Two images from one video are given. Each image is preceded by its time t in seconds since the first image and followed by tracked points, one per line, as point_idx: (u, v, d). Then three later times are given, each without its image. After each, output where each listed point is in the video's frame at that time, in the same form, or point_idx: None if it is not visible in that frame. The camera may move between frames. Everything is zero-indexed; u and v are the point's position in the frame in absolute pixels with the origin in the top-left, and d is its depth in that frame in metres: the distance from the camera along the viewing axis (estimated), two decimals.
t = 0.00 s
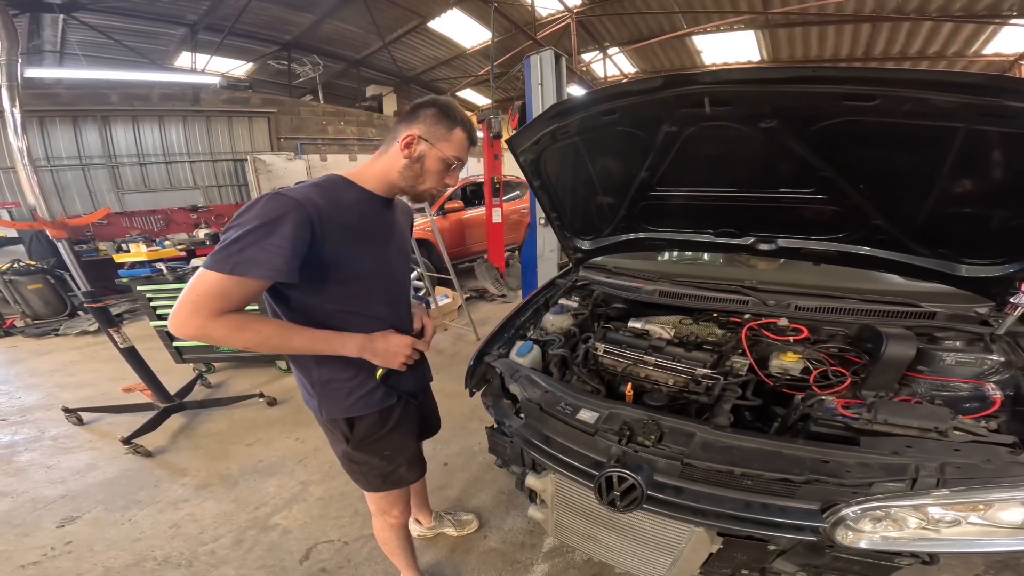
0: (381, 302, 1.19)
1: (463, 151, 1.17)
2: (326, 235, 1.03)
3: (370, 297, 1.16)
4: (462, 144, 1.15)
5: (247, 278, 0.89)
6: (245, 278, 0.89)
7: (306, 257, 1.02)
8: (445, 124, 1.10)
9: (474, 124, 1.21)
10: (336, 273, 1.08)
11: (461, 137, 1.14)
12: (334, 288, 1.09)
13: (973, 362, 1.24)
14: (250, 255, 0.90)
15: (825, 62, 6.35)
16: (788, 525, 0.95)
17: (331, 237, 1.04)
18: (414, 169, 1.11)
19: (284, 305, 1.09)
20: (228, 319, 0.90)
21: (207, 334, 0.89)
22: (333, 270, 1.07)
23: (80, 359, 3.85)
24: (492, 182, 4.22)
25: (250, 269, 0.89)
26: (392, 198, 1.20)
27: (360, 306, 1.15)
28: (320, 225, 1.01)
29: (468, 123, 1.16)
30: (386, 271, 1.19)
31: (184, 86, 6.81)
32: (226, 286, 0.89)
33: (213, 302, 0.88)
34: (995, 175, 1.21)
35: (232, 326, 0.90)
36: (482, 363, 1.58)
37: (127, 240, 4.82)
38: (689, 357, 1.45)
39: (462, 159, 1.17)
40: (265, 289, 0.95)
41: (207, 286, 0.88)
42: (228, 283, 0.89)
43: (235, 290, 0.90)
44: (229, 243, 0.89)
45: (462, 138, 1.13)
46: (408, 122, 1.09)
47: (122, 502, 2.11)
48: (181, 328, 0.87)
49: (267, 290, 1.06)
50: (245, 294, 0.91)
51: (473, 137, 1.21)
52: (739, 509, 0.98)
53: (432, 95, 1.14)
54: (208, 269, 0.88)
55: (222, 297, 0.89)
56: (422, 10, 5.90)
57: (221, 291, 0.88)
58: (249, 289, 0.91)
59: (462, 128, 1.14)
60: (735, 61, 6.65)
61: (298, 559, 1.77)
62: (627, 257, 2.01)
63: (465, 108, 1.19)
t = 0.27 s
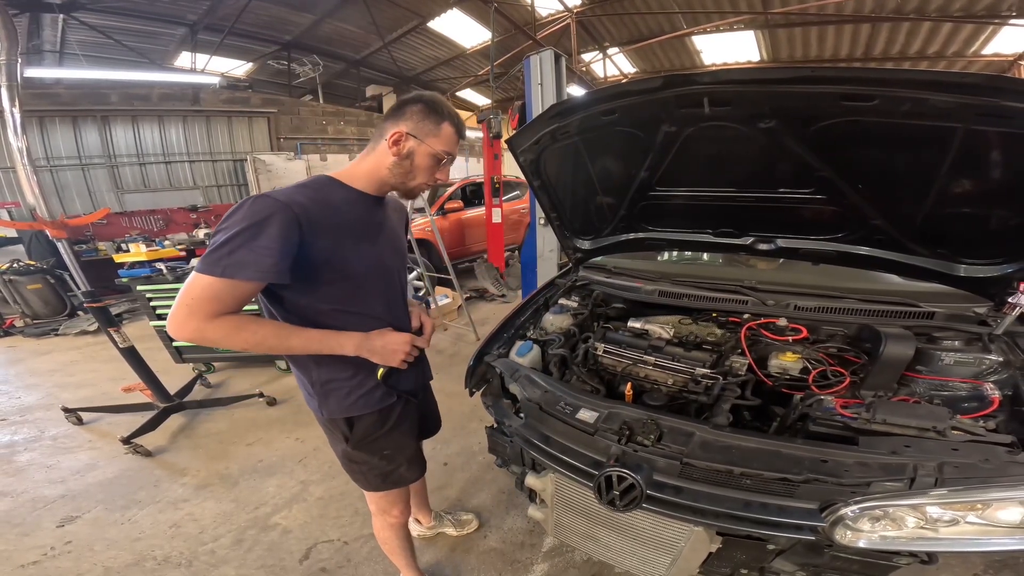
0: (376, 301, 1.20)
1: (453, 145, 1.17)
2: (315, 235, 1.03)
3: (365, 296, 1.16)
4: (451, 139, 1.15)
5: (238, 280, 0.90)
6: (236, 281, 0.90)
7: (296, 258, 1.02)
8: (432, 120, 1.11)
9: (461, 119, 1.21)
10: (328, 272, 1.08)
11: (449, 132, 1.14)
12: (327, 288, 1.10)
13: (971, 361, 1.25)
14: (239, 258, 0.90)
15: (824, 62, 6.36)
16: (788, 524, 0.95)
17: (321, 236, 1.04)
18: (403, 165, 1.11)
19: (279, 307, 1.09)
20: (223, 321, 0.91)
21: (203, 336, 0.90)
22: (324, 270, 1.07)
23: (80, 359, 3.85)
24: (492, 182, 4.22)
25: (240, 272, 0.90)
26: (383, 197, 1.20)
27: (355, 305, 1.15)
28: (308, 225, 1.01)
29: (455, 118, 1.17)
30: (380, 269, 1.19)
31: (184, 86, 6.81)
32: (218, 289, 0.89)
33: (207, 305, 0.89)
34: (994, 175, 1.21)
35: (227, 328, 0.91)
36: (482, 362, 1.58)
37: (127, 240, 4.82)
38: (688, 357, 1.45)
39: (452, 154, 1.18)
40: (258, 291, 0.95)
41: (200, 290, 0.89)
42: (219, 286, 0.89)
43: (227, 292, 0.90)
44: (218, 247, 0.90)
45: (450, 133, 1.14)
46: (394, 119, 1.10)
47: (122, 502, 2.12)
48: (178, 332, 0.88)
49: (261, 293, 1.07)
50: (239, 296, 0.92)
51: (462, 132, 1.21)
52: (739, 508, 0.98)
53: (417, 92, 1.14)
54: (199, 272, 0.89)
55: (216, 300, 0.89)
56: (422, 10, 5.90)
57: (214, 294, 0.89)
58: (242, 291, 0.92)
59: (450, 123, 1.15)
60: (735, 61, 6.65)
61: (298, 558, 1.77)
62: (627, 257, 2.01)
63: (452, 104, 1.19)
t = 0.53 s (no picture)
0: (375, 300, 1.20)
1: (447, 143, 1.17)
2: (312, 235, 1.03)
3: (364, 295, 1.16)
4: (446, 137, 1.15)
5: (236, 281, 0.90)
6: (234, 282, 0.90)
7: (294, 259, 1.03)
8: (425, 118, 1.11)
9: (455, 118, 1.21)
10: (325, 272, 1.08)
11: (443, 130, 1.15)
12: (326, 288, 1.10)
13: (970, 361, 1.25)
14: (236, 260, 0.91)
15: (824, 62, 6.36)
16: (787, 524, 0.95)
17: (317, 236, 1.04)
18: (398, 164, 1.11)
19: (278, 308, 1.10)
20: (223, 323, 0.91)
21: (204, 338, 0.90)
22: (322, 270, 1.07)
23: (80, 359, 3.85)
24: (492, 182, 4.23)
25: (238, 273, 0.90)
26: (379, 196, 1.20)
27: (354, 304, 1.15)
28: (303, 226, 1.01)
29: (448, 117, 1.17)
30: (379, 269, 1.19)
31: (184, 86, 6.81)
32: (217, 291, 0.89)
33: (206, 307, 0.89)
34: (993, 175, 1.21)
35: (227, 330, 0.91)
36: (482, 363, 1.58)
37: (127, 240, 4.83)
38: (688, 357, 1.46)
39: (447, 152, 1.18)
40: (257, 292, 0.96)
41: (199, 292, 0.89)
42: (218, 288, 0.89)
43: (226, 293, 0.90)
44: (215, 249, 0.90)
45: (444, 130, 1.14)
46: (387, 119, 1.10)
47: (122, 502, 2.12)
48: (178, 335, 0.89)
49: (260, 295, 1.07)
50: (239, 298, 0.92)
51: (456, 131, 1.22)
52: (738, 508, 0.99)
53: (410, 91, 1.15)
54: (198, 275, 0.89)
55: (216, 301, 0.90)
56: (422, 10, 5.91)
57: (212, 296, 0.89)
58: (240, 293, 0.92)
59: (443, 121, 1.15)
60: (734, 61, 6.66)
61: (298, 558, 1.77)
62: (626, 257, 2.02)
63: (446, 103, 1.19)
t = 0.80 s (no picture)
0: (374, 300, 1.20)
1: (444, 140, 1.16)
2: (310, 235, 1.03)
3: (363, 294, 1.16)
4: (443, 134, 1.14)
5: (234, 281, 0.90)
6: (233, 283, 0.90)
7: (293, 259, 1.03)
8: (420, 115, 1.10)
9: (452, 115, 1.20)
10: (324, 272, 1.08)
11: (439, 127, 1.13)
12: (325, 287, 1.10)
13: (970, 361, 1.25)
14: (234, 260, 0.91)
15: (824, 62, 6.36)
16: (787, 524, 0.95)
17: (315, 236, 1.04)
18: (395, 163, 1.10)
19: (277, 308, 1.10)
20: (222, 322, 0.91)
21: (203, 338, 0.90)
22: (321, 270, 1.08)
23: (81, 359, 3.86)
24: (492, 182, 4.23)
25: (236, 274, 0.90)
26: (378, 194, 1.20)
27: (353, 304, 1.15)
28: (301, 225, 1.01)
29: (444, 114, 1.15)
30: (378, 268, 1.19)
31: (183, 85, 6.81)
32: (216, 291, 0.90)
33: (205, 307, 0.89)
34: (992, 175, 1.21)
35: (226, 330, 0.91)
36: (482, 362, 1.59)
37: (128, 240, 4.83)
38: (688, 357, 1.46)
39: (445, 148, 1.17)
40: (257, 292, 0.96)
41: (199, 292, 0.89)
42: (217, 288, 0.90)
43: (225, 294, 0.91)
44: (213, 250, 0.90)
45: (440, 127, 1.13)
46: (382, 117, 1.09)
47: (123, 502, 2.12)
48: (179, 335, 0.89)
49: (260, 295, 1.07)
50: (238, 298, 0.92)
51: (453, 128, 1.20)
52: (738, 507, 0.99)
53: (406, 89, 1.14)
54: (197, 276, 0.89)
55: (215, 301, 0.90)
56: (422, 10, 5.91)
57: (212, 297, 0.89)
58: (239, 293, 0.92)
59: (439, 118, 1.14)
60: (734, 61, 6.66)
61: (298, 558, 1.77)
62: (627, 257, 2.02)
63: (443, 100, 1.18)
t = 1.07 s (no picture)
0: (373, 300, 1.20)
1: (442, 139, 1.15)
2: (308, 236, 1.03)
3: (361, 295, 1.17)
4: (440, 133, 1.14)
5: (233, 282, 0.90)
6: (231, 283, 0.90)
7: (290, 259, 1.03)
8: (417, 115, 1.09)
9: (450, 114, 1.20)
10: (322, 272, 1.08)
11: (436, 126, 1.13)
12: (322, 287, 1.10)
13: (970, 361, 1.25)
14: (232, 260, 0.91)
15: (824, 62, 6.36)
16: (787, 524, 0.95)
17: (312, 237, 1.04)
18: (393, 162, 1.11)
19: (275, 308, 1.10)
20: (221, 323, 0.91)
21: (201, 338, 0.91)
22: (319, 270, 1.08)
23: (81, 359, 3.85)
24: (492, 182, 4.23)
25: (234, 274, 0.90)
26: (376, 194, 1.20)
27: (351, 304, 1.16)
28: (299, 226, 1.01)
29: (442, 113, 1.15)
30: (376, 268, 1.19)
31: (183, 85, 6.81)
32: (214, 292, 0.90)
33: (204, 308, 0.90)
34: (993, 175, 1.21)
35: (225, 329, 0.91)
36: (482, 362, 1.59)
37: (128, 240, 4.83)
38: (688, 357, 1.46)
39: (443, 147, 1.16)
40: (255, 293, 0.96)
41: (197, 293, 0.89)
42: (215, 288, 0.90)
43: (223, 294, 0.91)
44: (211, 250, 0.90)
45: (438, 126, 1.13)
46: (379, 117, 1.09)
47: (123, 502, 2.12)
48: (177, 335, 0.89)
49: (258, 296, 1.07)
50: (237, 299, 0.93)
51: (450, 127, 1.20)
52: (739, 507, 0.99)
53: (403, 89, 1.13)
54: (196, 276, 0.89)
55: (214, 302, 0.90)
56: (422, 10, 5.91)
57: (210, 297, 0.90)
58: (237, 293, 0.92)
59: (437, 117, 1.13)
60: (734, 61, 6.66)
61: (298, 558, 1.77)
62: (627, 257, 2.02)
63: (441, 99, 1.18)
